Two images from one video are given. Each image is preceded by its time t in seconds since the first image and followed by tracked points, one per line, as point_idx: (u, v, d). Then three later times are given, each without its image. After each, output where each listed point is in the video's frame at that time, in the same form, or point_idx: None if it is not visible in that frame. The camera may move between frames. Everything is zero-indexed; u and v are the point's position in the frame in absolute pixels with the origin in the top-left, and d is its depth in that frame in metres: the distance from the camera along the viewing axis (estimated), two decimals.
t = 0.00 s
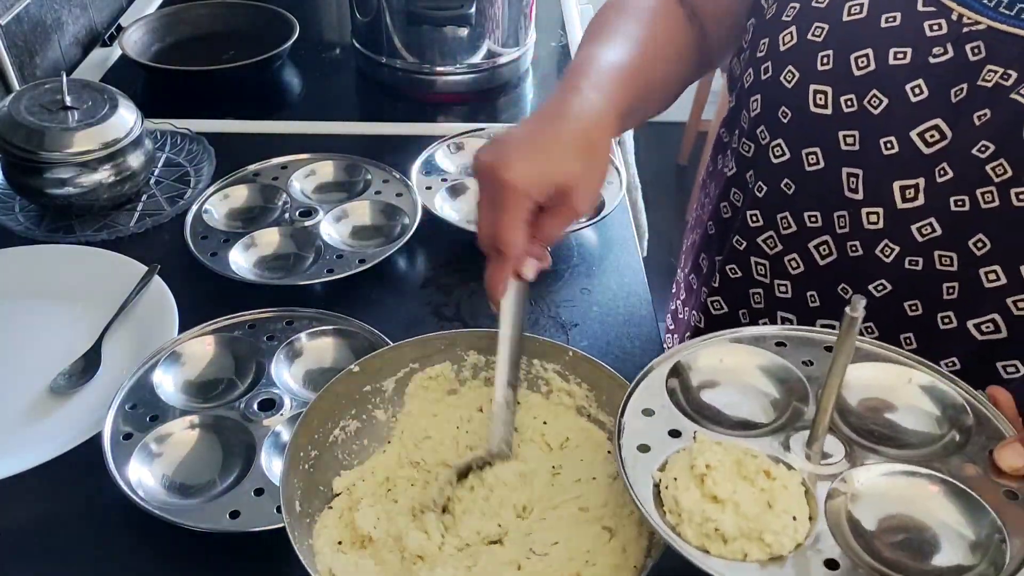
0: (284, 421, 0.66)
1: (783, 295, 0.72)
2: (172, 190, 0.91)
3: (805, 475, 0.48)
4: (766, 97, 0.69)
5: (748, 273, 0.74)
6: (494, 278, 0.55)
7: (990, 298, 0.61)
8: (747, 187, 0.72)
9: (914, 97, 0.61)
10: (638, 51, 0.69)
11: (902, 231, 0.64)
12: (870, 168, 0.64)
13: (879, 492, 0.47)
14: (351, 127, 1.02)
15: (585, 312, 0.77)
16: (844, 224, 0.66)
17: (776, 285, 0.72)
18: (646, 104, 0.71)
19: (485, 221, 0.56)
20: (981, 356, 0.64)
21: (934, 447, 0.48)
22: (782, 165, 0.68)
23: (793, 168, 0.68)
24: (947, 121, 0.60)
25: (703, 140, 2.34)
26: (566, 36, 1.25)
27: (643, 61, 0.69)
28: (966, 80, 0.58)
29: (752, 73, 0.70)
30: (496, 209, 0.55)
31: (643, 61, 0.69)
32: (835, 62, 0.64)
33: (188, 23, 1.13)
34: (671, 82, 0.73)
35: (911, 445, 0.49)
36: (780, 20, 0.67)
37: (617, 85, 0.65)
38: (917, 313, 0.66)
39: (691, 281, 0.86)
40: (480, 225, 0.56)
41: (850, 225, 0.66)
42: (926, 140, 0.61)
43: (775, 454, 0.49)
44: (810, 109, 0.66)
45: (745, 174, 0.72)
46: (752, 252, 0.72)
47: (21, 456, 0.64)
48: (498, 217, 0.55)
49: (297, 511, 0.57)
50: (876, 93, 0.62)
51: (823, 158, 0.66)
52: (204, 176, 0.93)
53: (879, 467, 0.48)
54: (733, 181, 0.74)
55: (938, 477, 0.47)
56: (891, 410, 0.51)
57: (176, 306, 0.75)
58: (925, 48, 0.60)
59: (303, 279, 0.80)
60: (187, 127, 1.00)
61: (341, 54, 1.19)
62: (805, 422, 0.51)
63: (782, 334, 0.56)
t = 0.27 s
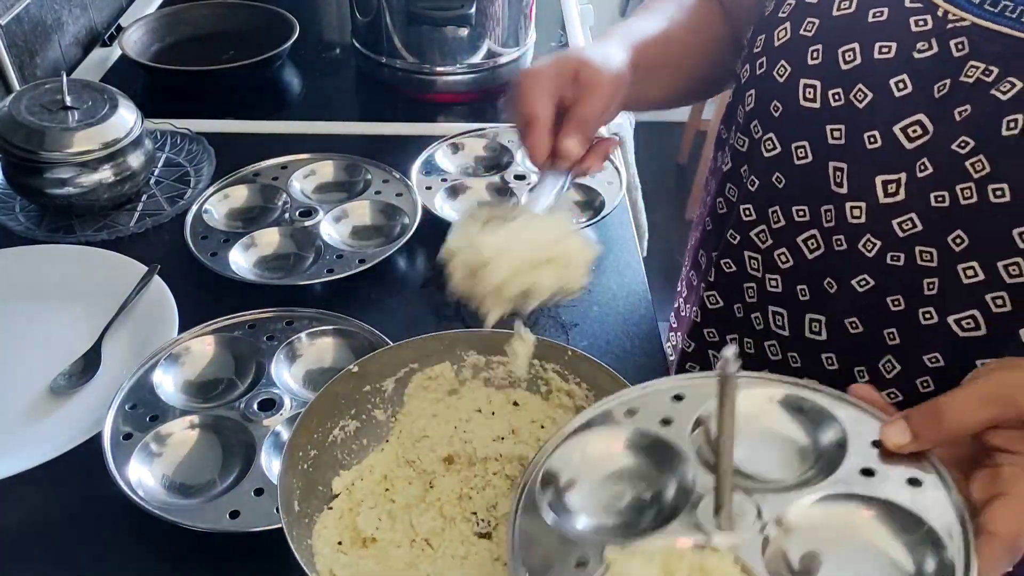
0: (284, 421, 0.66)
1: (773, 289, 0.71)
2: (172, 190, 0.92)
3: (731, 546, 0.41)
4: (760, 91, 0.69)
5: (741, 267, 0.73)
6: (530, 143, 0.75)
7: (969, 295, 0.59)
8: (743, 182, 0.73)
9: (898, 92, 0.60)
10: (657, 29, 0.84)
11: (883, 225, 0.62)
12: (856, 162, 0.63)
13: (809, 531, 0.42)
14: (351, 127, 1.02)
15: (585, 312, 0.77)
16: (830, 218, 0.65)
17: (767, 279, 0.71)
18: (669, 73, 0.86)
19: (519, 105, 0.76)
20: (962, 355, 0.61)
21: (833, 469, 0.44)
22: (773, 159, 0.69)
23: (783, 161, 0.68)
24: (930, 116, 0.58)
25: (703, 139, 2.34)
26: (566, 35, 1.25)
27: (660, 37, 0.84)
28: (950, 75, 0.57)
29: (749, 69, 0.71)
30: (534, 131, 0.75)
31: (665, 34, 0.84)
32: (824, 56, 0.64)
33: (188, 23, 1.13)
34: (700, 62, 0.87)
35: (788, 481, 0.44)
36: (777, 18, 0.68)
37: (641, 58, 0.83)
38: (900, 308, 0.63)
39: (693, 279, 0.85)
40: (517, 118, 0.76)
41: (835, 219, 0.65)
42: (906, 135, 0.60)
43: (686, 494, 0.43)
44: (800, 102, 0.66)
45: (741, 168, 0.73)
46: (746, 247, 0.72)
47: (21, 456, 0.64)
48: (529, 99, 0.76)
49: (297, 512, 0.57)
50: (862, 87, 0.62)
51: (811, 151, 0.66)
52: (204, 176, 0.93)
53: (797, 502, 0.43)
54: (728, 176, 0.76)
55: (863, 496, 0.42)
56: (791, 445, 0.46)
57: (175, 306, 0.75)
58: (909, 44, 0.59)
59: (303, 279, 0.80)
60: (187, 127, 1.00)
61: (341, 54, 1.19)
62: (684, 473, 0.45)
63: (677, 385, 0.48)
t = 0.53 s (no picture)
0: (284, 421, 0.66)
1: (771, 280, 0.71)
2: (172, 190, 0.92)
3: (655, 430, 0.50)
4: (763, 84, 0.69)
5: (740, 258, 0.73)
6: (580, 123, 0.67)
7: (958, 289, 0.58)
8: (744, 173, 0.73)
9: (895, 86, 0.59)
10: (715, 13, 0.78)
11: (873, 217, 0.62)
12: (852, 154, 0.62)
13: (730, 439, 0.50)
14: (351, 127, 1.02)
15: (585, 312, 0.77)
16: (826, 210, 0.65)
17: (765, 270, 0.71)
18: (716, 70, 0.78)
19: (586, 74, 0.70)
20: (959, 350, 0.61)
21: (775, 381, 0.52)
22: (773, 151, 0.68)
23: (783, 154, 0.67)
24: (924, 110, 0.58)
25: (703, 139, 2.34)
26: (566, 36, 1.25)
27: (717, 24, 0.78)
28: (945, 70, 0.56)
29: (755, 61, 0.71)
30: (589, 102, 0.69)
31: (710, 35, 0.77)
32: (825, 50, 0.63)
33: (188, 23, 1.13)
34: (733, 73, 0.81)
35: (742, 383, 0.53)
36: (782, 13, 0.67)
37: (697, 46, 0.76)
38: (891, 299, 0.63)
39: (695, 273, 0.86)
40: (574, 82, 0.70)
41: (831, 212, 0.64)
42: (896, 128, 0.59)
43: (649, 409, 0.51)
44: (800, 96, 0.65)
45: (743, 161, 0.73)
46: (745, 238, 0.72)
47: (20, 456, 0.64)
48: (598, 69, 0.69)
49: (297, 497, 0.58)
50: (860, 81, 0.61)
51: (810, 143, 0.65)
52: (204, 176, 0.93)
53: (724, 408, 0.51)
54: (733, 169, 0.75)
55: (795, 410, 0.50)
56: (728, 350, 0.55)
57: (175, 306, 0.75)
58: (907, 39, 0.58)
59: (303, 279, 0.80)
60: (187, 127, 1.00)
61: (341, 54, 1.19)
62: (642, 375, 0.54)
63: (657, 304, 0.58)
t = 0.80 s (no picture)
0: (284, 421, 0.66)
1: (768, 278, 0.71)
2: (172, 190, 0.92)
3: (629, 433, 0.53)
4: (760, 82, 0.69)
5: (739, 255, 0.73)
6: (570, 128, 0.67)
7: (954, 289, 0.59)
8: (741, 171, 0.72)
9: (892, 85, 0.59)
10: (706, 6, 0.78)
11: (870, 217, 0.62)
12: (849, 153, 0.62)
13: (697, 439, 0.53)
14: (352, 127, 1.02)
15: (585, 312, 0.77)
16: (823, 209, 0.64)
17: (763, 269, 0.71)
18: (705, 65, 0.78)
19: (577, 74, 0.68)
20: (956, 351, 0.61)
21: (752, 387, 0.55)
22: (770, 149, 0.68)
23: (780, 152, 0.67)
24: (920, 109, 0.58)
25: (703, 139, 2.34)
26: (566, 36, 1.25)
27: (707, 16, 0.77)
28: (941, 70, 0.56)
29: (751, 58, 0.71)
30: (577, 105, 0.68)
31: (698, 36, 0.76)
32: (823, 48, 0.63)
33: (188, 23, 1.13)
34: (721, 67, 0.81)
35: (716, 387, 0.56)
36: (779, 10, 0.67)
37: (683, 39, 0.76)
38: (887, 299, 0.63)
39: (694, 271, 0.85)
40: (565, 83, 0.68)
41: (828, 210, 0.64)
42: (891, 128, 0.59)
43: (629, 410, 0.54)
44: (797, 93, 0.65)
45: (740, 158, 0.73)
46: (744, 236, 0.72)
47: (21, 455, 0.64)
48: (589, 71, 0.68)
49: (298, 498, 0.58)
50: (856, 80, 0.61)
51: (807, 142, 0.65)
52: (204, 176, 0.93)
53: (696, 413, 0.54)
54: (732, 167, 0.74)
55: (765, 413, 0.53)
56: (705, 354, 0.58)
57: (175, 307, 0.75)
58: (903, 38, 0.59)
59: (303, 279, 0.80)
60: (187, 127, 1.00)
61: (341, 54, 1.19)
62: (621, 380, 0.57)
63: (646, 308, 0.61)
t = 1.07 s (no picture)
0: (284, 421, 0.66)
1: (751, 286, 0.71)
2: (172, 190, 0.92)
3: (602, 446, 0.53)
4: (742, 90, 0.68)
5: (725, 264, 0.73)
6: (552, 136, 0.66)
7: (932, 299, 0.59)
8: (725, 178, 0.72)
9: (871, 94, 0.59)
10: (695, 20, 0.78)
11: (850, 226, 0.62)
12: (830, 162, 0.62)
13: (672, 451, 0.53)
14: (352, 128, 1.02)
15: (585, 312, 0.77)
16: (805, 218, 0.64)
17: (747, 277, 0.71)
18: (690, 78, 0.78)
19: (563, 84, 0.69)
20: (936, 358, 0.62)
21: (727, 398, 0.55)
22: (753, 158, 0.67)
23: (762, 161, 0.67)
24: (900, 118, 0.58)
25: (704, 139, 2.34)
26: (566, 35, 1.25)
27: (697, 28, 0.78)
28: (920, 79, 0.57)
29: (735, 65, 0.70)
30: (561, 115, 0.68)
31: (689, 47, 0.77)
32: (803, 57, 0.63)
33: (188, 23, 1.13)
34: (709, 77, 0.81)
35: (690, 398, 0.56)
36: (763, 18, 0.67)
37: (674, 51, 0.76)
38: (868, 309, 0.63)
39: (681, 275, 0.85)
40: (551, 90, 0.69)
41: (808, 219, 0.64)
42: (867, 137, 0.59)
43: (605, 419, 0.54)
44: (779, 102, 0.65)
45: (725, 166, 0.72)
46: (728, 243, 0.72)
47: (21, 455, 0.64)
48: (573, 79, 0.68)
49: (298, 497, 0.58)
50: (836, 89, 0.61)
51: (789, 150, 0.64)
52: (204, 176, 0.93)
53: (667, 424, 0.54)
54: (717, 175, 0.74)
55: (737, 426, 0.53)
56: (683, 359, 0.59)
57: (175, 307, 0.75)
58: (884, 47, 0.58)
59: (303, 279, 0.80)
60: (187, 127, 1.00)
61: (341, 54, 1.19)
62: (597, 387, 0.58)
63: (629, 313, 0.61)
